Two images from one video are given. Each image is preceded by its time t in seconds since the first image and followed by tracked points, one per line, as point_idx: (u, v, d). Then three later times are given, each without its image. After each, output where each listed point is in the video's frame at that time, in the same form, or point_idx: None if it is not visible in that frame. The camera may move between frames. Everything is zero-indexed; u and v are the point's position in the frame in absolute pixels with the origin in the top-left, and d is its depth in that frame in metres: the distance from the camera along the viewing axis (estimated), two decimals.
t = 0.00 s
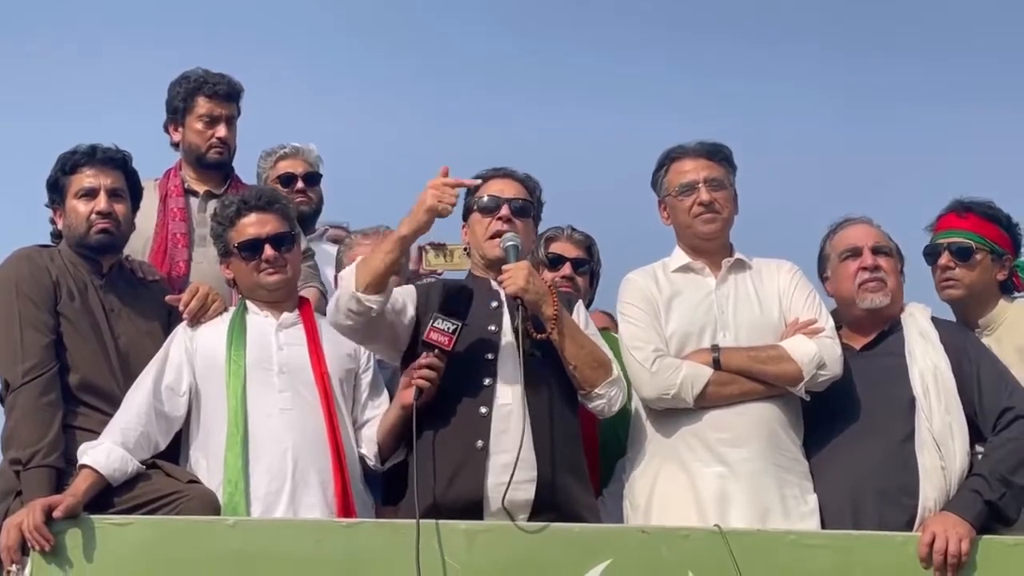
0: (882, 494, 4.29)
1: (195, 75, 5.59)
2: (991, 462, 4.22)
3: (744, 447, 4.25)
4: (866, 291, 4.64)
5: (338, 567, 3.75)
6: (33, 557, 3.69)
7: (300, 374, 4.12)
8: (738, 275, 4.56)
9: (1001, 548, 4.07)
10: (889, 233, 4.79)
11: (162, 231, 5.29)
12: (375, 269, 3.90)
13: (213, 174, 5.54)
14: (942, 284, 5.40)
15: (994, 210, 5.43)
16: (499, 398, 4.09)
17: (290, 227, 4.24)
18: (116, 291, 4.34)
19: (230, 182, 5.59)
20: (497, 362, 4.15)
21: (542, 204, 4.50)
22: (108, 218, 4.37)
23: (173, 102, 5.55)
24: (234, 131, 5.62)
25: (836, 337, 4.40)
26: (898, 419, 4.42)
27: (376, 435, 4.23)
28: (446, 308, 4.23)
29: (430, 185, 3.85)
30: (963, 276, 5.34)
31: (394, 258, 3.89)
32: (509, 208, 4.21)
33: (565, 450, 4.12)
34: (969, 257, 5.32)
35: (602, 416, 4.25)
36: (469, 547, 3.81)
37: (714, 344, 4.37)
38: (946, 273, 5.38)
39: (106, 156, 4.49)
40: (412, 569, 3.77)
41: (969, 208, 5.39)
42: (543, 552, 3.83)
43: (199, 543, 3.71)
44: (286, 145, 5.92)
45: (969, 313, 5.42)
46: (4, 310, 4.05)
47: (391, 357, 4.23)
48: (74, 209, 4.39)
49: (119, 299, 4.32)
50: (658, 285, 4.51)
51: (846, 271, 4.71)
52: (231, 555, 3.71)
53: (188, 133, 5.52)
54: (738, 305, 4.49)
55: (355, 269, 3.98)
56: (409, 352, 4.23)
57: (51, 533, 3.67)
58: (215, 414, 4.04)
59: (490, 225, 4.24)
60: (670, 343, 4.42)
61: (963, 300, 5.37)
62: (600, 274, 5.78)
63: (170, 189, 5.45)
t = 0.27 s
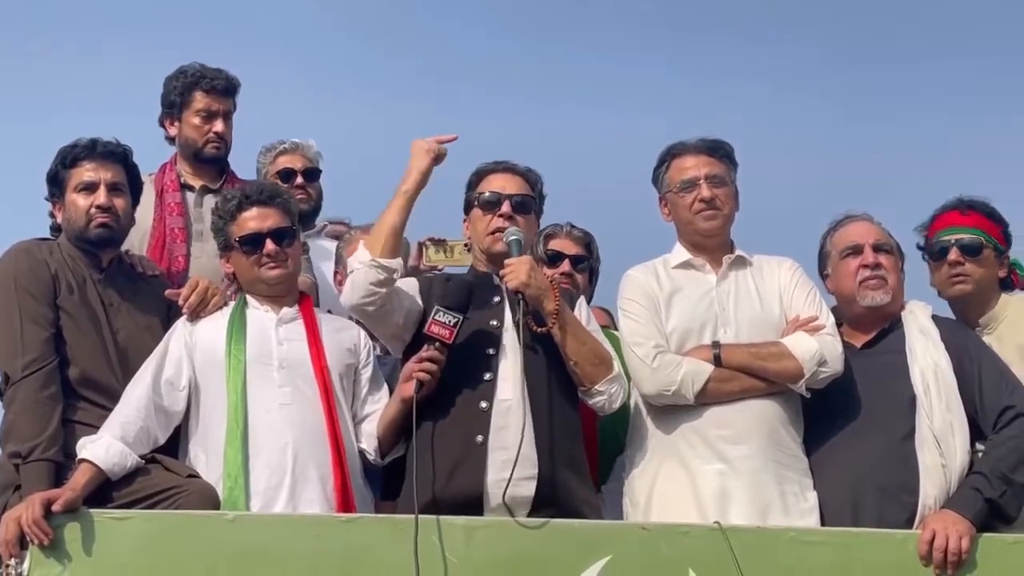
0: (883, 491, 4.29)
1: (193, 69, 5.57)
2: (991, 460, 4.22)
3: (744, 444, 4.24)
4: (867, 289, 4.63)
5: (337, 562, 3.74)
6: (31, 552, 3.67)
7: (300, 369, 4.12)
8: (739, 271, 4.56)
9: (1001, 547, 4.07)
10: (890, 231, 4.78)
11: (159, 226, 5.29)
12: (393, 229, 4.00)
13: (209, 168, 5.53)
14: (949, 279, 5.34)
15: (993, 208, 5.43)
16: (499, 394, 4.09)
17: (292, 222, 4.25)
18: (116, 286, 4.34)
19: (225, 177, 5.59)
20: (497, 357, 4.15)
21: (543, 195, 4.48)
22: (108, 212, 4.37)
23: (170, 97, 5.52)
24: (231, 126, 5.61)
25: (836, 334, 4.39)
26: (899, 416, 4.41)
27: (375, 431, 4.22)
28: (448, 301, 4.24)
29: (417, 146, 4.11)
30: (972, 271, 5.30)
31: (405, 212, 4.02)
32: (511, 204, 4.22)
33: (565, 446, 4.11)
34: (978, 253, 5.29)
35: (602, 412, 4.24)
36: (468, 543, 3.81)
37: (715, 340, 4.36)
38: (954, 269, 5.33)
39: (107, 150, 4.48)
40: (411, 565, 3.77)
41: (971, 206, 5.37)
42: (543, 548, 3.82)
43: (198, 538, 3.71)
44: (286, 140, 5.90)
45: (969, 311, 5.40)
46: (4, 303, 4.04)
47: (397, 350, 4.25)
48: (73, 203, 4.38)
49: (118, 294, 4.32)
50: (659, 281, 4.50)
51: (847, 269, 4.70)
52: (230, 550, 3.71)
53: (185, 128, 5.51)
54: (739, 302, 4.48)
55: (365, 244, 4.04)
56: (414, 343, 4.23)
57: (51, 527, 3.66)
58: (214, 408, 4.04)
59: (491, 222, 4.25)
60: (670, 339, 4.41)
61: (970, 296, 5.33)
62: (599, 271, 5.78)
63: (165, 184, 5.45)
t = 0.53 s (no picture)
0: (879, 488, 4.29)
1: (184, 62, 5.58)
2: (987, 457, 4.22)
3: (741, 439, 4.24)
4: (864, 286, 4.63)
5: (333, 557, 3.74)
6: (26, 545, 3.67)
7: (296, 363, 4.12)
8: (736, 267, 4.55)
9: (997, 543, 4.07)
10: (887, 227, 4.78)
11: (151, 220, 5.32)
12: (387, 254, 3.91)
13: (199, 162, 5.54)
14: (952, 275, 5.31)
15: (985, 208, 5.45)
16: (497, 389, 4.08)
17: (290, 216, 4.26)
18: (109, 280, 4.33)
19: (217, 170, 5.60)
20: (497, 353, 4.14)
21: (546, 193, 4.49)
22: (100, 205, 4.37)
23: (161, 89, 5.54)
24: (223, 119, 5.62)
25: (833, 330, 4.39)
26: (895, 413, 4.41)
27: (371, 425, 4.23)
28: (444, 296, 4.23)
29: (438, 168, 3.89)
30: (973, 266, 5.29)
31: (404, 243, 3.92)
32: (512, 199, 4.21)
33: (561, 440, 4.11)
34: (980, 249, 5.28)
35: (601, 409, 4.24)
36: (464, 538, 3.80)
37: (711, 336, 4.36)
38: (955, 264, 5.30)
39: (100, 142, 4.48)
40: (407, 560, 3.76)
41: (966, 204, 5.38)
42: (539, 543, 3.82)
43: (194, 531, 3.70)
44: (282, 136, 5.91)
45: (965, 308, 5.39)
46: None
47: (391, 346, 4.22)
48: (66, 196, 4.38)
49: (111, 288, 4.31)
50: (656, 276, 4.50)
51: (844, 265, 4.70)
52: (226, 544, 3.71)
53: (176, 121, 5.52)
54: (736, 297, 4.48)
55: (361, 255, 3.98)
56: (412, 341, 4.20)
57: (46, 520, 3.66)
58: (210, 401, 4.04)
59: (492, 216, 4.24)
60: (667, 335, 4.41)
61: (970, 292, 5.31)
62: (595, 267, 5.78)
63: (156, 177, 5.47)
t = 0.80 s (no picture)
0: (874, 485, 4.29)
1: (174, 58, 5.59)
2: (982, 455, 4.22)
3: (736, 436, 4.24)
4: (859, 285, 4.64)
5: (328, 553, 3.74)
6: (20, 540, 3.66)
7: (290, 359, 4.11)
8: (732, 264, 4.55)
9: (992, 542, 4.07)
10: (881, 226, 4.78)
11: (141, 216, 5.33)
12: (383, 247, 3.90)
13: (190, 157, 5.54)
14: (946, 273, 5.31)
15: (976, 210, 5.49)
16: (494, 385, 4.08)
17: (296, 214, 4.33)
18: (101, 275, 4.32)
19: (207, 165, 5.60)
20: (493, 350, 4.14)
21: (537, 185, 4.48)
22: (93, 199, 4.36)
23: (152, 85, 5.54)
24: (214, 114, 5.63)
25: (828, 327, 4.39)
26: (890, 410, 4.42)
27: (366, 420, 4.22)
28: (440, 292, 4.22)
29: (426, 155, 3.84)
30: (967, 264, 5.30)
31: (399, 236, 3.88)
32: (506, 197, 4.21)
33: (556, 436, 4.11)
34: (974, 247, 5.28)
35: (596, 405, 4.24)
36: (459, 534, 3.80)
37: (706, 333, 4.36)
38: (949, 263, 5.31)
39: (93, 136, 4.47)
40: (402, 556, 3.76)
41: (958, 205, 5.42)
42: (534, 540, 3.82)
43: (189, 527, 3.70)
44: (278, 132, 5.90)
45: (958, 307, 5.39)
46: None
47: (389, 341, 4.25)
48: (58, 190, 4.38)
49: (103, 282, 4.30)
50: (651, 273, 4.51)
51: (839, 263, 4.70)
52: (221, 539, 3.70)
53: (167, 116, 5.52)
54: (731, 294, 4.48)
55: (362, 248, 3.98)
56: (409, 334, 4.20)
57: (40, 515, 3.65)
58: (203, 396, 4.03)
59: (486, 214, 4.24)
60: (662, 331, 4.41)
61: (965, 289, 5.30)
62: (591, 265, 5.79)
63: (148, 173, 5.47)
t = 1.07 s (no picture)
0: (870, 482, 4.29)
1: (171, 53, 5.58)
2: (977, 452, 4.22)
3: (732, 433, 4.24)
4: (854, 282, 4.64)
5: (324, 549, 3.73)
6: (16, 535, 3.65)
7: (286, 355, 4.11)
8: (728, 261, 4.55)
9: (987, 539, 4.08)
10: (877, 224, 4.78)
11: (140, 212, 5.32)
12: (377, 268, 3.89)
13: (188, 152, 5.54)
14: (940, 271, 5.31)
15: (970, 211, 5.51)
16: (491, 381, 4.07)
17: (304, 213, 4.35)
18: (97, 269, 4.31)
19: (206, 161, 5.60)
20: (490, 348, 4.13)
21: (535, 184, 4.47)
22: (89, 194, 4.35)
23: (149, 81, 5.53)
24: (211, 109, 5.63)
25: (824, 324, 4.39)
26: (886, 408, 4.42)
27: (361, 416, 4.21)
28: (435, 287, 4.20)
29: (418, 188, 3.78)
30: (962, 262, 5.30)
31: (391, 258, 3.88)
32: (503, 193, 4.20)
33: (552, 433, 4.10)
34: (967, 245, 5.29)
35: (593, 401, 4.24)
36: (454, 529, 3.80)
37: (703, 330, 4.36)
38: (943, 261, 5.31)
39: (89, 131, 4.46)
40: (398, 552, 3.76)
41: (952, 205, 5.44)
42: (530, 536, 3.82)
43: (184, 522, 3.69)
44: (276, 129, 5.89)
45: (951, 305, 5.39)
46: None
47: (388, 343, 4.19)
48: (55, 185, 4.37)
49: (99, 277, 4.30)
50: (647, 270, 4.51)
51: (834, 261, 4.70)
52: (216, 534, 3.70)
53: (165, 112, 5.51)
54: (727, 291, 4.48)
55: (358, 262, 3.97)
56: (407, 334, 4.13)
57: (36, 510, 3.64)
58: (198, 392, 4.02)
59: (485, 211, 4.23)
60: (658, 328, 4.41)
61: (959, 287, 5.31)
62: (588, 262, 5.79)
63: (147, 169, 5.48)
